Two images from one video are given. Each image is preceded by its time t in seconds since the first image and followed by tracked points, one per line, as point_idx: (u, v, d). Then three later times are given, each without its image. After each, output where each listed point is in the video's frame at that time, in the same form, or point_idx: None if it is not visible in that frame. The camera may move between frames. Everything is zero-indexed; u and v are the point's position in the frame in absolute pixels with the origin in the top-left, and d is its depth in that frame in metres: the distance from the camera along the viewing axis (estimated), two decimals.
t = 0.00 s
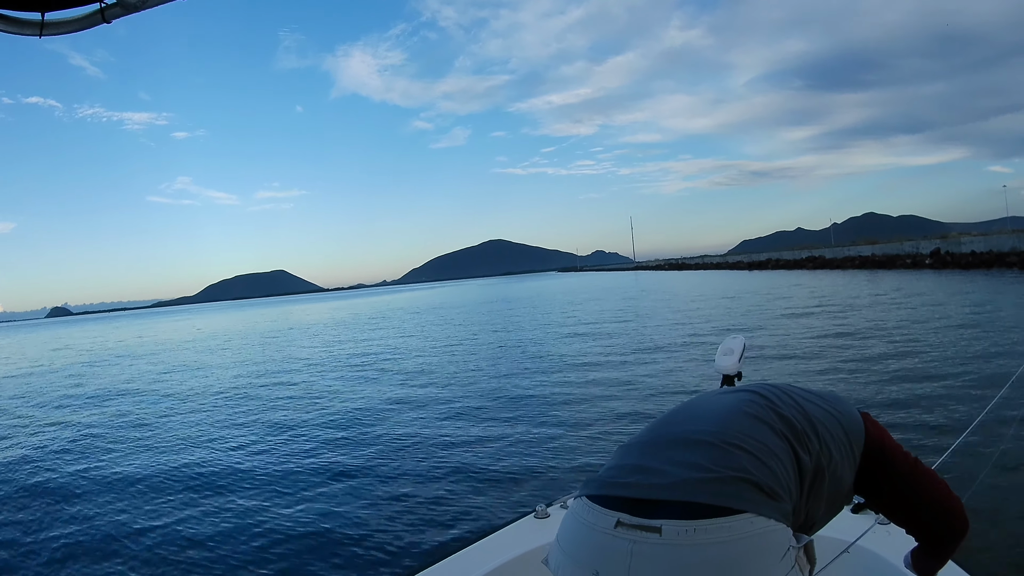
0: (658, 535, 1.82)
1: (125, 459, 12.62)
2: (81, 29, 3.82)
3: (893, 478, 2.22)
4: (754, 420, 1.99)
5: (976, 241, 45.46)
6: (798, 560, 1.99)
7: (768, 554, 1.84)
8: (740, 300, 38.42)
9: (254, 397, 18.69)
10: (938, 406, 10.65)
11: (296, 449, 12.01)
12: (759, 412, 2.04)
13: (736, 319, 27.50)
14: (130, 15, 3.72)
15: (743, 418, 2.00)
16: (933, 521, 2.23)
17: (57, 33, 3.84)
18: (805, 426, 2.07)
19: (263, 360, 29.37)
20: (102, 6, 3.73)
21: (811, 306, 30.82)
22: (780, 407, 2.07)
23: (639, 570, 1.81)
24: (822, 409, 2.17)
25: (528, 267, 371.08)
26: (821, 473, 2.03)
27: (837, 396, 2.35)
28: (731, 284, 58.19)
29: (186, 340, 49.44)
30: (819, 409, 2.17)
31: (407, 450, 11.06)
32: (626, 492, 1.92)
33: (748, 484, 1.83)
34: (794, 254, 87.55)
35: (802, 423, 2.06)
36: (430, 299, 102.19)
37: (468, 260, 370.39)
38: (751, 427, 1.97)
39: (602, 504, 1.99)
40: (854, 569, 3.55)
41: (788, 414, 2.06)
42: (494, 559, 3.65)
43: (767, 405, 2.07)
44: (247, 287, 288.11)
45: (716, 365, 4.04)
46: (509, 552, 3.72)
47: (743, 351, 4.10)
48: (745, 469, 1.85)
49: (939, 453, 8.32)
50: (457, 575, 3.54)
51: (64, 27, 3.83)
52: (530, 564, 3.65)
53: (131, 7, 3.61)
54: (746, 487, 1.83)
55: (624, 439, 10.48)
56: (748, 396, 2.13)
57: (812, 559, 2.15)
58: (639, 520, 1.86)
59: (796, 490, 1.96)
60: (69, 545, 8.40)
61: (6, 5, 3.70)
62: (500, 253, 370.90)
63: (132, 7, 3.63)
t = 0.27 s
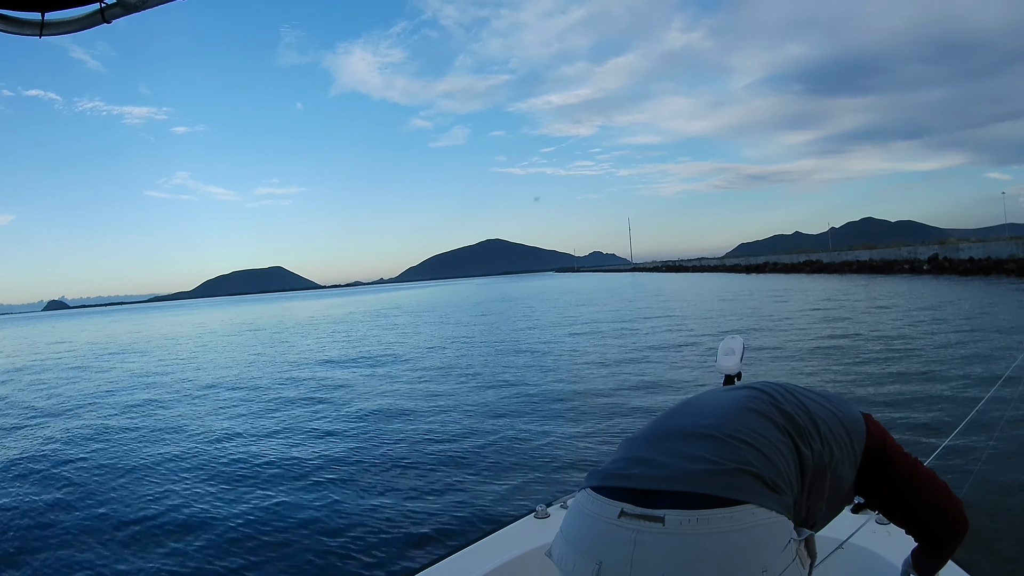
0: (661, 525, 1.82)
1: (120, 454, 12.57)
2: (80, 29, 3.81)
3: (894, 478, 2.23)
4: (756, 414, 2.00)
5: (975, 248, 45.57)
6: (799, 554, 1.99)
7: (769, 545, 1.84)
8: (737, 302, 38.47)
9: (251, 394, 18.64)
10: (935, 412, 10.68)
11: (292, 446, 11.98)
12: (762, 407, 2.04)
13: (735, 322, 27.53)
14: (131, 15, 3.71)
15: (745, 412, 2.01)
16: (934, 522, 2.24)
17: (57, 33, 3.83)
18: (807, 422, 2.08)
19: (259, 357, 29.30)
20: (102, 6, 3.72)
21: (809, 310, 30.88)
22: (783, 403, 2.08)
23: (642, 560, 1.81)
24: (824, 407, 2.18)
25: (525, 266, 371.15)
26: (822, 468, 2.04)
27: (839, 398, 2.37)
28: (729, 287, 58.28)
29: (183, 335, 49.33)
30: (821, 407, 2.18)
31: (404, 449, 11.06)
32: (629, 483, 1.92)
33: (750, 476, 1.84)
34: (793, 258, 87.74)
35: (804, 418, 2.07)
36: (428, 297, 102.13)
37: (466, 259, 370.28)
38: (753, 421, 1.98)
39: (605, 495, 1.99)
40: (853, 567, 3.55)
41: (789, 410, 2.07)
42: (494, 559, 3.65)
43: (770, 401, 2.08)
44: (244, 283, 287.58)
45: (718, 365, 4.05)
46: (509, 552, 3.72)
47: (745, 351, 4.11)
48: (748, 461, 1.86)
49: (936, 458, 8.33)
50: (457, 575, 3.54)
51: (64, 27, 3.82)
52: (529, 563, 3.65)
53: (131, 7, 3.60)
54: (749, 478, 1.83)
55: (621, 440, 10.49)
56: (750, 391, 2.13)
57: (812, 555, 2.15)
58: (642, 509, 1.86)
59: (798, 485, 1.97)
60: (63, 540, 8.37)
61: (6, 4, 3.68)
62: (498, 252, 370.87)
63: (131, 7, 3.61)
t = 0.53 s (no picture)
0: (659, 522, 1.82)
1: (117, 450, 12.55)
2: (80, 29, 3.81)
3: (894, 480, 2.24)
4: (755, 413, 2.01)
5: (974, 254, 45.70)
6: (798, 552, 1.98)
7: (767, 542, 1.84)
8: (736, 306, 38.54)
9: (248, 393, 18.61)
10: (934, 417, 10.70)
11: (289, 445, 11.97)
12: (761, 405, 2.05)
13: (733, 325, 27.58)
14: (131, 15, 3.71)
15: (745, 411, 2.01)
16: (934, 524, 2.25)
17: (57, 33, 3.82)
18: (806, 421, 2.08)
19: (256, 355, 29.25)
20: (102, 6, 3.72)
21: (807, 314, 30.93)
22: (782, 402, 2.09)
23: (640, 557, 1.81)
24: (823, 408, 2.18)
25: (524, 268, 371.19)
26: (821, 467, 2.04)
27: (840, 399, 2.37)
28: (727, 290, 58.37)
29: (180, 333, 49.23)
30: (820, 407, 2.18)
31: (402, 448, 11.06)
32: (628, 480, 1.92)
33: (748, 473, 1.84)
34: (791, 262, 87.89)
35: (802, 418, 2.07)
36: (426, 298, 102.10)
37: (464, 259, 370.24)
38: (753, 419, 1.98)
39: (604, 492, 1.99)
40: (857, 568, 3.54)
41: (788, 409, 2.07)
42: (494, 559, 3.64)
43: (769, 400, 2.08)
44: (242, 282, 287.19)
45: (718, 366, 4.06)
46: (510, 551, 3.71)
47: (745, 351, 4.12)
48: (747, 459, 1.86)
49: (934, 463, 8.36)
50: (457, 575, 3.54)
51: (64, 27, 3.81)
52: (529, 563, 3.64)
53: (131, 7, 3.59)
54: (748, 476, 1.83)
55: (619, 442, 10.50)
56: (750, 391, 2.14)
57: (811, 555, 2.14)
58: (640, 506, 1.87)
59: (796, 484, 1.97)
60: (59, 535, 8.35)
61: (6, 4, 3.68)
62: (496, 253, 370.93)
63: (132, 8, 3.61)
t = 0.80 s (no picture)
0: (650, 532, 1.82)
1: (116, 453, 12.53)
2: (80, 29, 3.81)
3: (891, 483, 2.25)
4: (748, 419, 2.00)
5: (973, 254, 45.86)
6: (792, 560, 1.97)
7: (760, 551, 1.83)
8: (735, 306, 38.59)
9: (247, 394, 18.60)
10: (933, 417, 10.74)
11: (290, 447, 11.96)
12: (755, 410, 2.04)
13: (732, 326, 27.63)
14: (130, 15, 3.71)
15: (738, 417, 2.01)
16: (925, 525, 2.27)
17: (57, 33, 3.83)
18: (801, 424, 2.08)
19: (256, 357, 29.24)
20: (102, 6, 3.72)
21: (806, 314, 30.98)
22: (776, 406, 2.08)
23: (631, 567, 1.81)
24: (820, 410, 2.17)
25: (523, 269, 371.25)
26: (815, 472, 2.03)
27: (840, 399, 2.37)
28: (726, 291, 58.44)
29: (179, 335, 49.18)
30: (817, 409, 2.17)
31: (402, 450, 11.05)
32: (620, 490, 1.92)
33: (740, 482, 1.83)
34: (790, 262, 88.06)
35: (795, 421, 2.07)
36: (425, 299, 102.14)
37: (463, 261, 370.28)
38: (745, 426, 1.98)
39: (595, 501, 1.99)
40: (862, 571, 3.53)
41: (782, 414, 2.06)
42: (494, 559, 3.64)
43: (763, 404, 2.07)
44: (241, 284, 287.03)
45: (719, 366, 4.06)
46: (510, 551, 3.72)
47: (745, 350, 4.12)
48: (738, 467, 1.85)
49: (934, 463, 8.39)
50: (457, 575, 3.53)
51: (64, 27, 3.81)
52: (529, 564, 3.64)
53: (131, 7, 3.60)
54: (739, 485, 1.83)
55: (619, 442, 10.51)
56: (745, 395, 2.13)
57: (806, 560, 2.14)
58: (629, 517, 1.87)
59: (791, 490, 1.96)
60: (59, 538, 8.35)
61: (6, 4, 3.68)
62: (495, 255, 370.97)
63: (132, 7, 3.61)
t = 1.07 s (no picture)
0: (634, 549, 1.82)
1: (118, 460, 12.51)
2: (81, 29, 3.80)
3: (890, 484, 2.26)
4: (736, 429, 1.99)
5: (973, 248, 45.84)
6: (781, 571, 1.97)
7: (746, 565, 1.83)
8: (736, 304, 38.59)
9: (248, 399, 18.57)
10: (936, 412, 10.73)
11: (292, 451, 11.94)
12: (743, 420, 2.03)
13: (733, 324, 27.60)
14: (131, 15, 3.71)
15: (726, 427, 2.00)
16: (921, 524, 2.29)
17: (57, 33, 3.82)
18: (791, 433, 2.07)
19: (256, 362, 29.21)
20: (102, 5, 3.71)
21: (807, 311, 30.97)
22: (765, 415, 2.07)
23: None
24: (811, 417, 2.17)
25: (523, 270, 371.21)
26: (805, 481, 2.03)
27: (835, 401, 2.37)
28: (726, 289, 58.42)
29: (179, 341, 49.10)
30: (808, 416, 2.17)
31: (404, 452, 11.04)
32: (603, 505, 1.93)
33: (725, 496, 1.83)
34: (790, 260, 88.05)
35: (784, 430, 2.06)
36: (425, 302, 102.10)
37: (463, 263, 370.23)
38: (732, 436, 1.97)
39: (580, 517, 1.99)
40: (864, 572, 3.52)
41: (770, 423, 2.06)
42: (495, 560, 3.63)
43: (752, 413, 2.07)
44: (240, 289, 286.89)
45: (719, 366, 4.05)
46: (510, 552, 3.71)
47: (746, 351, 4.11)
48: (724, 480, 1.85)
49: (939, 458, 8.38)
50: None
51: (64, 27, 3.81)
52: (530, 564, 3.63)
53: (131, 7, 3.59)
54: (724, 499, 1.83)
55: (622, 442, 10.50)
56: (733, 403, 2.12)
57: (798, 568, 2.15)
58: (613, 533, 1.87)
59: (779, 501, 1.95)
60: (61, 545, 8.33)
61: (6, 4, 3.67)
62: (495, 256, 370.98)
63: (132, 7, 3.61)
